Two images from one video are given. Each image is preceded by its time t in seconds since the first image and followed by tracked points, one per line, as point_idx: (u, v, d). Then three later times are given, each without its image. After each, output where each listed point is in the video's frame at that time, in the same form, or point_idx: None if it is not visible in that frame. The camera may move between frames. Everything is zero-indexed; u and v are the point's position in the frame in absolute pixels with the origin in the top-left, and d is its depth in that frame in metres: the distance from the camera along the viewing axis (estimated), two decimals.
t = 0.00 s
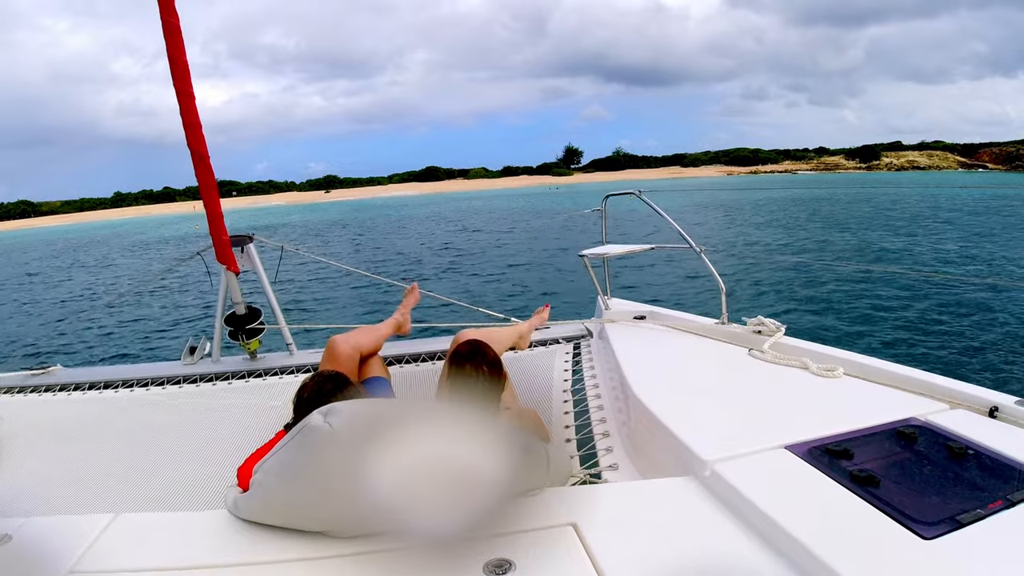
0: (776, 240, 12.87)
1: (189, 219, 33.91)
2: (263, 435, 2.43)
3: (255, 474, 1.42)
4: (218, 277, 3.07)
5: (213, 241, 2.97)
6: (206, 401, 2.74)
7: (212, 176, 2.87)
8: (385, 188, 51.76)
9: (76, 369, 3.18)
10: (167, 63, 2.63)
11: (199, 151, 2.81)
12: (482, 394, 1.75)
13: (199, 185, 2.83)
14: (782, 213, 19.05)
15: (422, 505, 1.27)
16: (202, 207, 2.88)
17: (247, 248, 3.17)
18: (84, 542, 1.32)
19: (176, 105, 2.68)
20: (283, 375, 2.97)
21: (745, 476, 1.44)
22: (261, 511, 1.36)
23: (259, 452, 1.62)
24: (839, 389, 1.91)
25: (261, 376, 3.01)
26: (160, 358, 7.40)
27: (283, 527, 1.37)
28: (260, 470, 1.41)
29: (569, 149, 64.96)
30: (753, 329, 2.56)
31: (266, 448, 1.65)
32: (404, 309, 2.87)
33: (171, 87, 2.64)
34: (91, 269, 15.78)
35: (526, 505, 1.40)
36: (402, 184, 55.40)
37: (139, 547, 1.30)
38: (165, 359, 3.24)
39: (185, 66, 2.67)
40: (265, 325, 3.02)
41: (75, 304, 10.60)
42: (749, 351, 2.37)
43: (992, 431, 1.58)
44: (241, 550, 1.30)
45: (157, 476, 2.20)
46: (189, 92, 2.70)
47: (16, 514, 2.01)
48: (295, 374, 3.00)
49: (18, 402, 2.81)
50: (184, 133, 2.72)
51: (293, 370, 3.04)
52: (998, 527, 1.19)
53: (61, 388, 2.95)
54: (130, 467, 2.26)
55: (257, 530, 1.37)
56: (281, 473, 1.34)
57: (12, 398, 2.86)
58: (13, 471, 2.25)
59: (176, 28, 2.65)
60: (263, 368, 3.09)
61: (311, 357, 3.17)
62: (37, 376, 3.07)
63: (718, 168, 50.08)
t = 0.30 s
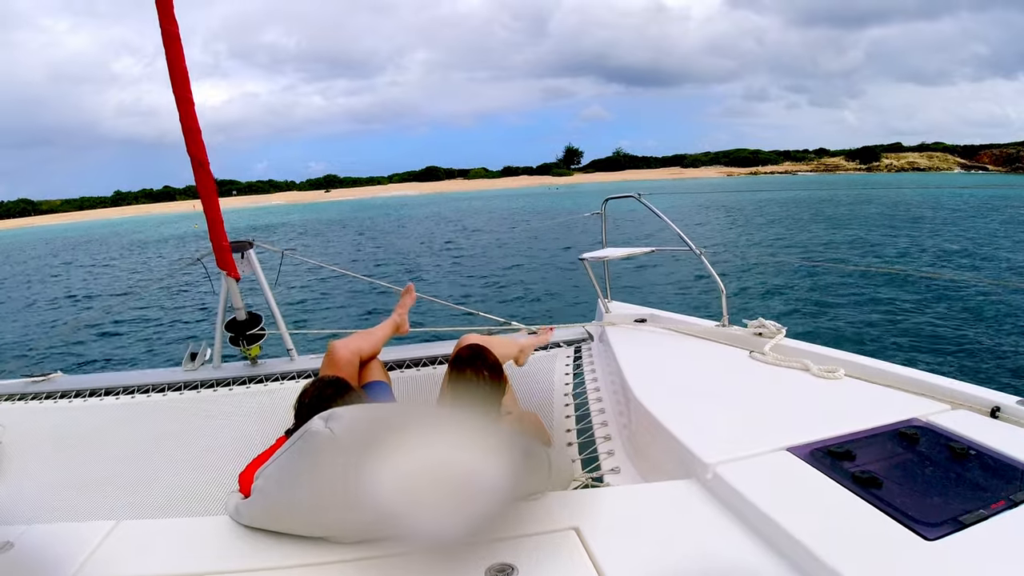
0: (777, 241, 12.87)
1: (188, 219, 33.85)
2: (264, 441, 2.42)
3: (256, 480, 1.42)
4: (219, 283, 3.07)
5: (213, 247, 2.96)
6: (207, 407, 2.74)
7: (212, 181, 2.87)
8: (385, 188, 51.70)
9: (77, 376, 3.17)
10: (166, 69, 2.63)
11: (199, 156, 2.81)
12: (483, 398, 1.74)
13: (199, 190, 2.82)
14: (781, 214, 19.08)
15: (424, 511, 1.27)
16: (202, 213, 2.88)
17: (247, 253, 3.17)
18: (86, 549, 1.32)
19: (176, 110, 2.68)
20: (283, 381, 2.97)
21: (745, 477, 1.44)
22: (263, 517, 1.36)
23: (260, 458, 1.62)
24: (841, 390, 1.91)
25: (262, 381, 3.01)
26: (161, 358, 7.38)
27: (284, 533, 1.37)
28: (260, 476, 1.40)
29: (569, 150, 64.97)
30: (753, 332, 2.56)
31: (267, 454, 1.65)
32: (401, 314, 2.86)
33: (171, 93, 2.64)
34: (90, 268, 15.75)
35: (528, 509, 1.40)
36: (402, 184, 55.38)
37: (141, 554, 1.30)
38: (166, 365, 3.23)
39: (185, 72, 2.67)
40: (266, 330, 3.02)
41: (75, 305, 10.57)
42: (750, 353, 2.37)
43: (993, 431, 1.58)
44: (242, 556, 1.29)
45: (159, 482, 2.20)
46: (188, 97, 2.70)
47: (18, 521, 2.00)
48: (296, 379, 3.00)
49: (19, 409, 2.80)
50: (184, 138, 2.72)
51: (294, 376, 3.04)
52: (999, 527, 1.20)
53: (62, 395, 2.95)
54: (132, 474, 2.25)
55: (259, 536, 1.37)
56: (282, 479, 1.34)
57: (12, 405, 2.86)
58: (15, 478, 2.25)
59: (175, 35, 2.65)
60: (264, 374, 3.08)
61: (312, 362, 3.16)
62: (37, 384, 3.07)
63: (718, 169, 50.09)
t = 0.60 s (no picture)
0: (777, 242, 12.88)
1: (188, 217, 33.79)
2: (266, 445, 2.42)
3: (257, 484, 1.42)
4: (219, 287, 3.07)
5: (213, 251, 2.96)
6: (209, 411, 2.73)
7: (212, 185, 2.86)
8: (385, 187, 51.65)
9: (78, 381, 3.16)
10: (166, 74, 2.63)
11: (199, 160, 2.80)
12: (485, 401, 1.74)
13: (199, 193, 2.82)
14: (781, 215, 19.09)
15: (425, 515, 1.27)
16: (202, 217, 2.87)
17: (248, 257, 3.16)
18: (89, 553, 1.31)
19: (176, 115, 2.68)
20: (285, 385, 2.96)
21: (747, 478, 1.44)
22: (264, 521, 1.36)
23: (261, 461, 1.61)
24: (842, 391, 1.91)
25: (263, 385, 3.00)
26: (162, 356, 7.37)
27: (285, 537, 1.37)
28: (261, 480, 1.40)
29: (570, 150, 64.97)
30: (754, 332, 2.56)
31: (268, 458, 1.64)
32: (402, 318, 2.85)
33: (171, 98, 2.63)
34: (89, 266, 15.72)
35: (529, 511, 1.39)
36: (402, 183, 55.31)
37: (143, 560, 1.29)
38: (167, 369, 3.22)
39: (185, 77, 2.67)
40: (266, 334, 3.01)
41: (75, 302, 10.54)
42: (751, 354, 2.36)
43: (995, 430, 1.58)
44: (244, 560, 1.29)
45: (161, 486, 2.20)
46: (188, 101, 2.69)
47: (21, 526, 2.00)
48: (297, 383, 3.00)
49: (20, 414, 2.79)
50: (184, 143, 2.72)
51: (295, 379, 3.03)
52: (1001, 526, 1.19)
53: (62, 401, 2.94)
54: (133, 478, 2.25)
55: (260, 540, 1.37)
56: (283, 483, 1.33)
57: (13, 410, 2.85)
58: (17, 484, 2.24)
59: (175, 39, 2.64)
60: (264, 377, 3.07)
61: (313, 365, 3.16)
62: (38, 389, 3.06)
63: (719, 169, 50.09)
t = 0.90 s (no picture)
0: (777, 242, 12.91)
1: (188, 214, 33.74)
2: (266, 444, 2.42)
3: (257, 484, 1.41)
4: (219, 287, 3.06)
5: (213, 251, 2.96)
6: (209, 410, 2.73)
7: (212, 185, 2.86)
8: (386, 185, 51.64)
9: (78, 381, 3.16)
10: (166, 75, 2.63)
11: (199, 160, 2.80)
12: (485, 401, 1.74)
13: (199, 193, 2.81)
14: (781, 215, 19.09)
15: (425, 515, 1.27)
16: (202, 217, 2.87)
17: (248, 256, 3.15)
18: (89, 553, 1.31)
19: (176, 116, 2.67)
20: (285, 384, 2.96)
21: (747, 477, 1.44)
22: (264, 521, 1.35)
23: (261, 461, 1.61)
24: (842, 390, 1.90)
25: (263, 385, 3.00)
26: (162, 354, 7.34)
27: (285, 536, 1.36)
28: (261, 480, 1.39)
29: (570, 150, 65.08)
30: (754, 332, 2.56)
31: (269, 458, 1.64)
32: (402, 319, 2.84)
33: (171, 99, 2.63)
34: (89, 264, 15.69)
35: (530, 511, 1.39)
36: (402, 181, 55.30)
37: (142, 561, 1.28)
38: (167, 369, 3.22)
39: (184, 77, 2.66)
40: (266, 333, 3.01)
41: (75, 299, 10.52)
42: (751, 354, 2.36)
43: (995, 430, 1.57)
44: (244, 559, 1.29)
45: (162, 486, 2.20)
46: (188, 102, 2.69)
47: (20, 525, 1.99)
48: (297, 383, 3.00)
49: (20, 414, 2.79)
50: (184, 143, 2.71)
51: (295, 379, 3.03)
52: (1001, 526, 1.19)
53: (63, 400, 2.94)
54: (133, 478, 2.24)
55: (261, 539, 1.36)
56: (282, 483, 1.33)
57: (14, 410, 2.85)
58: (18, 483, 2.24)
59: (175, 40, 2.64)
60: (265, 377, 3.07)
61: (313, 365, 3.16)
62: (38, 389, 3.05)
63: (719, 169, 50.11)
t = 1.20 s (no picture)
0: (777, 243, 12.91)
1: (189, 212, 33.72)
2: (265, 440, 2.42)
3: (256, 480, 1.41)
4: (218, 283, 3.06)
5: (213, 247, 2.96)
6: (208, 406, 2.73)
7: (211, 181, 2.86)
8: (386, 184, 51.65)
9: (77, 376, 3.16)
10: (166, 71, 2.63)
11: (198, 156, 2.80)
12: (484, 398, 1.74)
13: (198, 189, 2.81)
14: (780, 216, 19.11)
15: (424, 513, 1.26)
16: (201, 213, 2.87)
17: (247, 253, 3.16)
18: (87, 549, 1.31)
19: (176, 112, 2.68)
20: (284, 380, 2.96)
21: (745, 476, 1.44)
22: (264, 516, 1.35)
23: (260, 457, 1.61)
24: (841, 389, 1.90)
25: (262, 380, 3.00)
26: (161, 353, 7.33)
27: (285, 532, 1.36)
28: (260, 476, 1.40)
29: (571, 150, 65.07)
30: (754, 330, 2.56)
31: (267, 454, 1.64)
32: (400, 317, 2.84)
33: (171, 95, 2.63)
34: (89, 261, 15.68)
35: (528, 508, 1.39)
36: (403, 180, 55.30)
37: (141, 556, 1.29)
38: (166, 364, 3.22)
39: (184, 72, 2.66)
40: (266, 330, 3.01)
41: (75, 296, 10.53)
42: (750, 352, 2.36)
43: (993, 430, 1.57)
44: (242, 555, 1.29)
45: (161, 480, 2.20)
46: (188, 98, 2.69)
47: (19, 520, 2.00)
48: (296, 379, 3.00)
49: (19, 409, 2.79)
50: (183, 138, 2.71)
51: (293, 375, 3.03)
52: (1000, 525, 1.19)
53: (62, 395, 2.94)
54: (132, 474, 2.24)
55: (259, 535, 1.36)
56: (281, 480, 1.33)
57: (13, 405, 2.85)
58: (16, 477, 2.24)
59: (175, 36, 2.64)
60: (264, 373, 3.07)
61: (312, 361, 3.16)
62: (37, 383, 3.05)
63: (720, 170, 50.12)
